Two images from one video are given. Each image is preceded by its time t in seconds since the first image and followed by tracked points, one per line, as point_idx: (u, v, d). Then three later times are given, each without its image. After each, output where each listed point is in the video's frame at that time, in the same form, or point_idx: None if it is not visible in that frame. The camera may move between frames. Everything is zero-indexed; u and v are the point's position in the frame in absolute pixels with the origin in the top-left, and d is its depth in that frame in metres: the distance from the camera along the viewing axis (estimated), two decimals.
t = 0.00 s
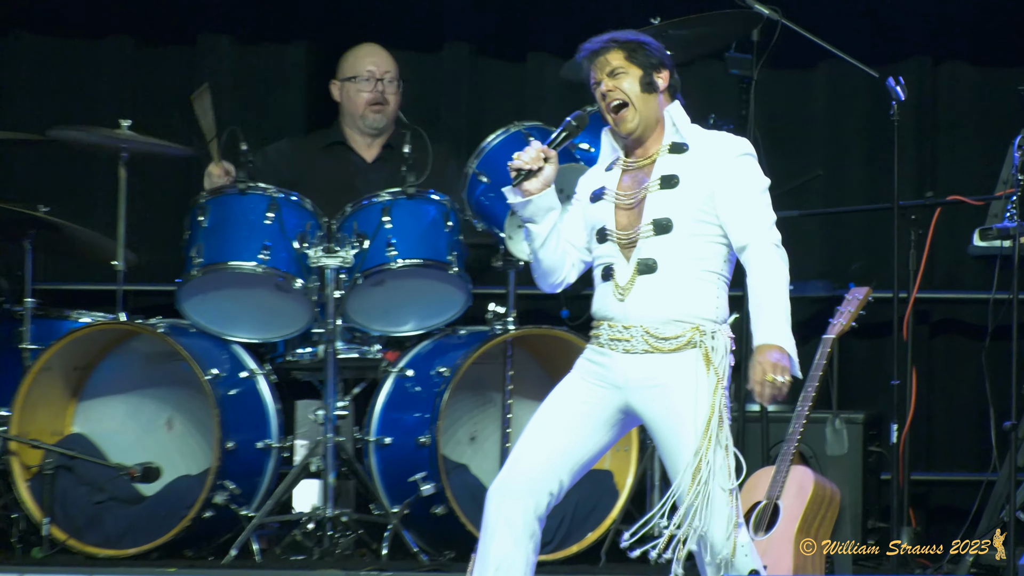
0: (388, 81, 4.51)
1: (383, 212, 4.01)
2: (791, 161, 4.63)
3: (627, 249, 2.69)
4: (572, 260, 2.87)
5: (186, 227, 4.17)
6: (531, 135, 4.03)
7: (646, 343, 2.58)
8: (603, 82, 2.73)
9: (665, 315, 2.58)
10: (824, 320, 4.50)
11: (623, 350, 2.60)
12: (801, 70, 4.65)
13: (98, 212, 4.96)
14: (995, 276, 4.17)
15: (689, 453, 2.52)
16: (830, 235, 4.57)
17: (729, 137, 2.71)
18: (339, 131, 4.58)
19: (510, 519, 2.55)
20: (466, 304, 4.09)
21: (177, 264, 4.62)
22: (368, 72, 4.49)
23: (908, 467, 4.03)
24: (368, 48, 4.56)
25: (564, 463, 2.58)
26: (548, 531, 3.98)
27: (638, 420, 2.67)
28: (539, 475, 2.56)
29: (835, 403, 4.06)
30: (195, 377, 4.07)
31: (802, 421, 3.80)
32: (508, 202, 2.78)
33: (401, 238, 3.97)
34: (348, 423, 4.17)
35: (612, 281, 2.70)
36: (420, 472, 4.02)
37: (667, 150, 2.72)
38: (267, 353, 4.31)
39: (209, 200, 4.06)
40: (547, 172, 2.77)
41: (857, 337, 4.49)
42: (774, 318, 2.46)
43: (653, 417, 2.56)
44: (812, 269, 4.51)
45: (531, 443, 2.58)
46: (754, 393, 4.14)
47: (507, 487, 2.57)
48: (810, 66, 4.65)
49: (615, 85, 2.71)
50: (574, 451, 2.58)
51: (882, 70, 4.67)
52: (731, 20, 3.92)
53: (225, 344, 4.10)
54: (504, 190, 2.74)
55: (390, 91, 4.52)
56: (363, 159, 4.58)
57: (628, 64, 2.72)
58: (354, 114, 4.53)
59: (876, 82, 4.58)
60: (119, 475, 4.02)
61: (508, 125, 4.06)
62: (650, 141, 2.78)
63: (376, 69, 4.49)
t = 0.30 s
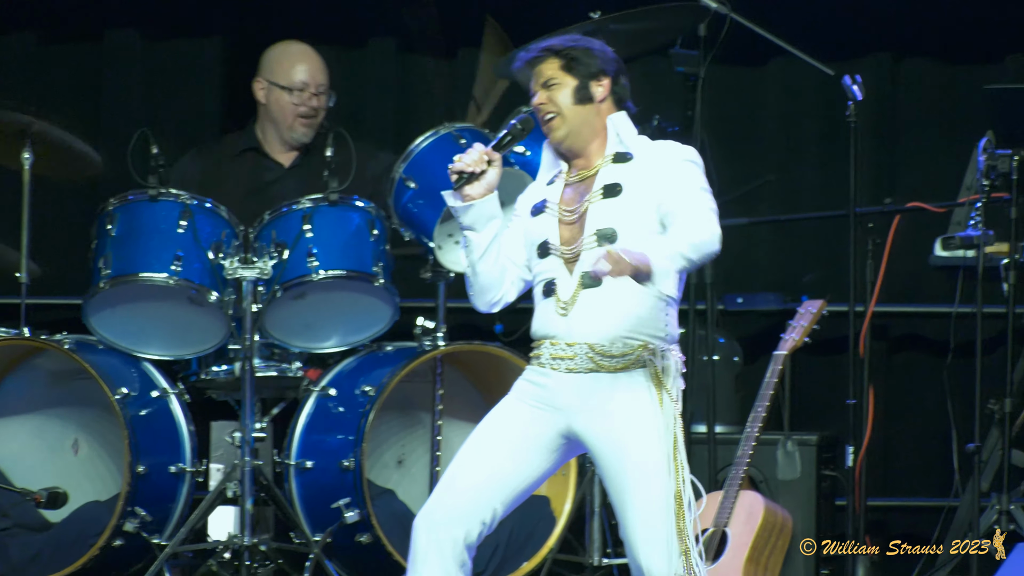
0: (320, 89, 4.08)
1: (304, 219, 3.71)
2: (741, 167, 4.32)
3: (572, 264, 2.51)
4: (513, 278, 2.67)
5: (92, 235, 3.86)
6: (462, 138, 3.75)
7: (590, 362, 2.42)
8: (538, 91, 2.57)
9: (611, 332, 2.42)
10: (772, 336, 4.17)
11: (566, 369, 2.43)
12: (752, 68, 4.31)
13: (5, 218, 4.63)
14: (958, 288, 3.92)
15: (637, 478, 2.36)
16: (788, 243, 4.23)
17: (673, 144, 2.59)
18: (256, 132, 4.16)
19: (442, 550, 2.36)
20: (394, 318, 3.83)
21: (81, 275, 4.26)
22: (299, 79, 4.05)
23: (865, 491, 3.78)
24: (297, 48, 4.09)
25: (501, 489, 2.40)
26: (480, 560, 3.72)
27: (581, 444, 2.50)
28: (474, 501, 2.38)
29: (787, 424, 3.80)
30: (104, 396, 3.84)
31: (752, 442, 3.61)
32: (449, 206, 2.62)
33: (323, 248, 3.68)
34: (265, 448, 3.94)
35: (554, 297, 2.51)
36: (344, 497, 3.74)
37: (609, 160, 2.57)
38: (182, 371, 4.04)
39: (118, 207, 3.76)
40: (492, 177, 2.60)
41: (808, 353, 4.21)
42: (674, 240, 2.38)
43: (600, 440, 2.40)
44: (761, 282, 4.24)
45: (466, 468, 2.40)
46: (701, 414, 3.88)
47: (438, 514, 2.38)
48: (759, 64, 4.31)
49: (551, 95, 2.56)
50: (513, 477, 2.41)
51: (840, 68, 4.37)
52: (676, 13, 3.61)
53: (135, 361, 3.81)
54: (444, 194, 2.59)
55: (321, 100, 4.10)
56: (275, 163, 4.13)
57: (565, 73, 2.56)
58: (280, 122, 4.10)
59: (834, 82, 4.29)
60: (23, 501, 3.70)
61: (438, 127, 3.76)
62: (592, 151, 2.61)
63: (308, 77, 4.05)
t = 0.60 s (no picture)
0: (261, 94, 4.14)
1: (264, 240, 3.66)
2: (702, 187, 4.35)
3: (534, 284, 2.29)
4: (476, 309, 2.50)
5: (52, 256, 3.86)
6: (422, 158, 3.71)
7: (549, 381, 2.19)
8: (518, 104, 2.31)
9: (571, 352, 2.20)
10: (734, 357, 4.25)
11: (523, 387, 2.21)
12: (711, 88, 4.37)
13: None
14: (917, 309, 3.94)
15: (597, 505, 2.10)
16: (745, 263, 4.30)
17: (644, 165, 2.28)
18: (216, 153, 4.20)
19: None
20: (355, 339, 3.81)
21: (43, 296, 4.29)
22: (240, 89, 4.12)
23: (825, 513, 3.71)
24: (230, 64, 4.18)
25: (455, 513, 2.18)
26: None
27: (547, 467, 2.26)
28: (428, 525, 2.16)
29: (748, 445, 3.78)
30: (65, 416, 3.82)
31: (711, 465, 3.57)
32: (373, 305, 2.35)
33: (284, 268, 3.63)
34: (228, 469, 3.93)
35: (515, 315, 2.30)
36: (306, 518, 3.65)
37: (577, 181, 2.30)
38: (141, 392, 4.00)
39: (78, 228, 3.68)
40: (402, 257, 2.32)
41: (768, 374, 4.29)
42: (592, 191, 2.07)
43: (558, 464, 2.14)
44: (722, 302, 4.27)
45: (419, 487, 2.18)
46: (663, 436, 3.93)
47: (389, 539, 2.17)
48: (719, 84, 4.37)
49: (529, 111, 2.29)
50: (469, 499, 2.19)
51: (799, 88, 4.39)
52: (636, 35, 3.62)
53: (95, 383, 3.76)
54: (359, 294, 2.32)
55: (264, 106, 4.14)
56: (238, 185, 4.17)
57: (546, 90, 2.31)
58: (231, 136, 4.14)
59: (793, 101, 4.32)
60: None
61: (398, 147, 3.73)
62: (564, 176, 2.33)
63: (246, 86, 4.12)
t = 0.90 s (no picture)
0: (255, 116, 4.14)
1: (251, 247, 3.63)
2: (688, 195, 4.35)
3: (522, 288, 2.23)
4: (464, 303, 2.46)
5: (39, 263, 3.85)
6: (409, 165, 3.71)
7: (540, 385, 2.15)
8: (490, 111, 2.27)
9: (562, 355, 2.16)
10: (720, 364, 4.27)
11: (514, 392, 2.16)
12: (697, 96, 4.37)
13: None
14: (904, 316, 3.95)
15: (592, 507, 2.07)
16: (732, 270, 4.31)
17: (630, 168, 2.23)
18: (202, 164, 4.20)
19: None
20: (342, 345, 3.81)
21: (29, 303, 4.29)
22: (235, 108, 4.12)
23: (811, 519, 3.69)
24: (235, 76, 4.13)
25: (449, 517, 2.14)
26: None
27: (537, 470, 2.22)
28: (423, 530, 2.12)
29: (734, 452, 3.77)
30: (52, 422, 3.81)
31: (697, 472, 3.54)
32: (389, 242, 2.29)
33: (270, 275, 3.62)
34: (214, 475, 3.95)
35: (503, 319, 2.24)
36: (292, 525, 3.64)
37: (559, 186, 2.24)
38: (129, 398, 4.00)
39: (65, 234, 3.65)
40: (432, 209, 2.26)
41: (754, 382, 4.31)
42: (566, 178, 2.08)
43: (553, 467, 2.11)
44: (709, 309, 4.28)
45: (413, 492, 2.13)
46: (650, 443, 3.94)
47: (384, 545, 2.12)
48: (705, 92, 4.37)
49: (504, 120, 2.26)
50: (464, 502, 2.14)
51: (786, 96, 4.39)
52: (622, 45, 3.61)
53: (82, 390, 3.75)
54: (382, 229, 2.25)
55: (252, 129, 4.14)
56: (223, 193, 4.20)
57: (519, 96, 2.26)
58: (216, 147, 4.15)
59: (779, 110, 4.33)
60: None
61: (384, 154, 3.72)
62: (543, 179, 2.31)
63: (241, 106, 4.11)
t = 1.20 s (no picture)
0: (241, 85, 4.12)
1: (243, 239, 3.63)
2: (681, 187, 4.36)
3: (517, 278, 2.21)
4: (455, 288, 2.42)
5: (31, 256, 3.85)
6: (401, 158, 3.71)
7: (536, 375, 2.13)
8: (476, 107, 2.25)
9: (558, 344, 2.14)
10: (712, 357, 4.28)
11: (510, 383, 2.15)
12: (689, 89, 4.38)
13: None
14: (897, 308, 3.95)
15: (587, 498, 2.07)
16: (725, 262, 4.31)
17: (619, 155, 2.23)
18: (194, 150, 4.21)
19: None
20: (334, 338, 3.80)
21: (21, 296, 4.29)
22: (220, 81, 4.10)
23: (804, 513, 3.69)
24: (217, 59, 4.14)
25: (446, 508, 2.13)
26: None
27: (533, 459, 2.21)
28: (420, 522, 2.11)
29: (727, 444, 3.76)
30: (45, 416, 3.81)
31: (690, 463, 3.54)
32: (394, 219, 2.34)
33: (263, 267, 3.61)
34: (207, 468, 3.95)
35: (499, 309, 2.21)
36: (285, 517, 3.64)
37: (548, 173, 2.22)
38: (122, 391, 4.00)
39: (57, 227, 3.64)
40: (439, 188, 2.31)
41: (746, 374, 4.31)
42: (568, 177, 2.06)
43: (549, 460, 2.10)
44: (701, 302, 4.30)
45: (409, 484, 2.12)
46: (642, 436, 3.94)
47: (381, 538, 2.11)
48: (697, 85, 4.38)
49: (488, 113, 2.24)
50: (461, 493, 2.13)
51: (778, 89, 4.40)
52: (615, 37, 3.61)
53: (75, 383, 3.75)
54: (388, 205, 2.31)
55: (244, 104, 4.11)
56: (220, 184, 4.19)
57: (505, 87, 2.24)
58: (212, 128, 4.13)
59: (772, 103, 4.34)
60: None
61: (377, 147, 3.72)
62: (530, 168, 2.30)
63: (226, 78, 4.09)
